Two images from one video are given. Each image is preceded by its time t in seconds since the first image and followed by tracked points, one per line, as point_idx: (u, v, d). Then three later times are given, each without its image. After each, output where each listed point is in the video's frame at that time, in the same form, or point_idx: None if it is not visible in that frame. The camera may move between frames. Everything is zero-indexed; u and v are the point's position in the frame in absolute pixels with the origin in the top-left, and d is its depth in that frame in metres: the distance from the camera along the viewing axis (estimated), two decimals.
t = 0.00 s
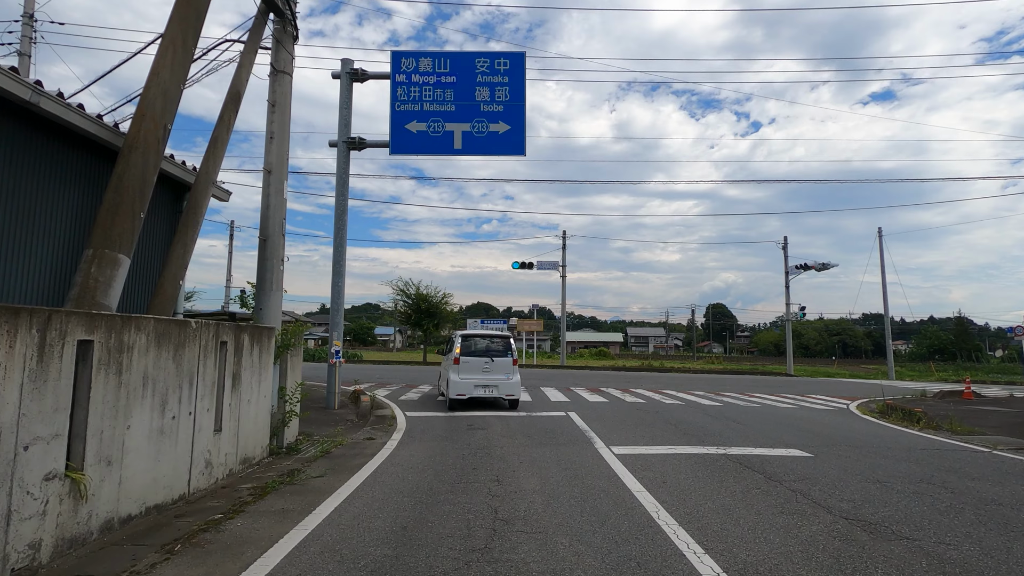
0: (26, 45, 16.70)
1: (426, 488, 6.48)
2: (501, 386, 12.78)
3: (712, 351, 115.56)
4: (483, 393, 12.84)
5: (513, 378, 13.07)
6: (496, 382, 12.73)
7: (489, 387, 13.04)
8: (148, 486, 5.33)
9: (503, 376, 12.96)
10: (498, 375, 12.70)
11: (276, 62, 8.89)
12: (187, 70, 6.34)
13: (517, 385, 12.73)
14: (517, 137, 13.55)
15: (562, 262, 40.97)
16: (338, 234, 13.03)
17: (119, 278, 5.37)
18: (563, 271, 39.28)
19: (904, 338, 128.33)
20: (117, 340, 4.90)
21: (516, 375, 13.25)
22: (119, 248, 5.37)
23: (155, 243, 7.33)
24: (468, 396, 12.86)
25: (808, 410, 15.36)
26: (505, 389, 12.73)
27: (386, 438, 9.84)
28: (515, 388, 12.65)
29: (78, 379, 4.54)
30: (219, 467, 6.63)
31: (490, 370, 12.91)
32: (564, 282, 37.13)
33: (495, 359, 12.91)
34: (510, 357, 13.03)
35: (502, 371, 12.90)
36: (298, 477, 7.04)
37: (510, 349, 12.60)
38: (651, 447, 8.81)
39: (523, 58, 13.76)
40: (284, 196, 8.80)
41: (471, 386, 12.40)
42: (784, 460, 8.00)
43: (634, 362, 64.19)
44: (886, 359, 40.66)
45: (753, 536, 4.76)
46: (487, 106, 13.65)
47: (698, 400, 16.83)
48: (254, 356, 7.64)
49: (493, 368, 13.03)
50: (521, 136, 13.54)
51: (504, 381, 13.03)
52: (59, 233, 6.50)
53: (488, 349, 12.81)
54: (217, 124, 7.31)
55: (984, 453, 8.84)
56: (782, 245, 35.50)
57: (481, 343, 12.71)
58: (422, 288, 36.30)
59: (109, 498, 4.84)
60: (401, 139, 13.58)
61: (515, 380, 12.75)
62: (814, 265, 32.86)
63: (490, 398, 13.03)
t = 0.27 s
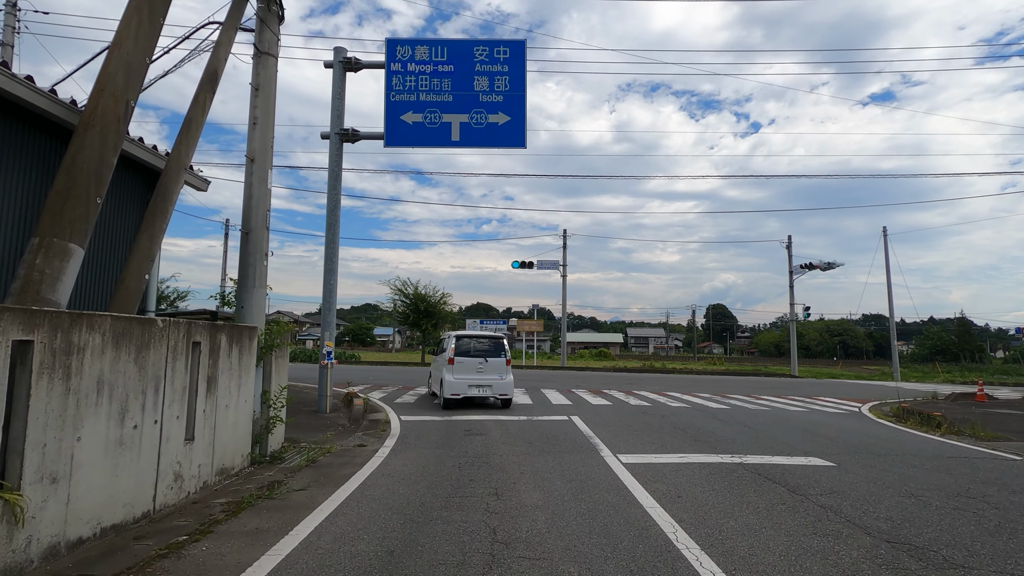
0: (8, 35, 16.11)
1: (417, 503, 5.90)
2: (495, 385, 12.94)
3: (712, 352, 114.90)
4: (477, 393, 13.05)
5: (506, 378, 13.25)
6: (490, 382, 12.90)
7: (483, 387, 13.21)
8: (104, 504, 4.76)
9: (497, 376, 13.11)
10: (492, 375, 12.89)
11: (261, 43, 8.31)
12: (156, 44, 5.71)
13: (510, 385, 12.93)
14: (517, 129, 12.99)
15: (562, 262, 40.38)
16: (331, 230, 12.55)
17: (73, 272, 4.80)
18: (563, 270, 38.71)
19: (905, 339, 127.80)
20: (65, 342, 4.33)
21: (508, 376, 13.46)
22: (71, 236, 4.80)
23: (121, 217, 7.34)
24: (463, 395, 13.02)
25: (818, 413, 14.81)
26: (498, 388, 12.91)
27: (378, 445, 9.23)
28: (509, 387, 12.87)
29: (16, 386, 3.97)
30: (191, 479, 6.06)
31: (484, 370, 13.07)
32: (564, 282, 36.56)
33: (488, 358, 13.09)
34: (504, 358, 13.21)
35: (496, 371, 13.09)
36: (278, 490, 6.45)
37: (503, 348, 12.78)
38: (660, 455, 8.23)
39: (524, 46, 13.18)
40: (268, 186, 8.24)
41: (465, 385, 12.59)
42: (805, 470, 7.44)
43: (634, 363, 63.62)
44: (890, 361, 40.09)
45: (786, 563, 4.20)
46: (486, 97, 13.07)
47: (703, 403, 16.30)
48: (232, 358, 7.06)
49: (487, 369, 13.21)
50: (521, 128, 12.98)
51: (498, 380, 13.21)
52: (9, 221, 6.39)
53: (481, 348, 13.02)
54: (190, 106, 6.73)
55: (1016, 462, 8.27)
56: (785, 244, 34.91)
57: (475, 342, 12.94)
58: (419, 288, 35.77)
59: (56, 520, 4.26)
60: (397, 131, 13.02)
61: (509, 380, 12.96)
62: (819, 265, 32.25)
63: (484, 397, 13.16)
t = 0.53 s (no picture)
0: None
1: (407, 525, 5.20)
2: (486, 384, 13.19)
3: (714, 353, 114.18)
4: (469, 391, 13.28)
5: (498, 378, 13.54)
6: (481, 381, 13.17)
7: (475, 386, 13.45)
8: (36, 531, 4.07)
9: (488, 376, 13.38)
10: (485, 373, 13.17)
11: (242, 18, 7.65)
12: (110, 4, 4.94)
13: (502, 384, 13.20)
14: (519, 118, 12.32)
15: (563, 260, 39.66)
16: (322, 223, 12.06)
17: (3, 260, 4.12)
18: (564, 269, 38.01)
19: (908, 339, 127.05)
20: None
21: (499, 375, 13.74)
22: None
23: (68, 203, 7.99)
24: (455, 394, 13.18)
25: (833, 417, 14.15)
26: (490, 387, 13.17)
27: (368, 454, 8.53)
28: (500, 385, 13.12)
29: None
30: (152, 496, 5.39)
31: (476, 370, 13.33)
32: (565, 280, 35.86)
33: (480, 358, 13.40)
34: (495, 357, 13.49)
35: (488, 370, 13.42)
36: (251, 507, 5.76)
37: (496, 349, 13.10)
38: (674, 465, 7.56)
39: (525, 30, 12.49)
40: (247, 172, 7.55)
41: (457, 384, 12.81)
42: (834, 483, 6.77)
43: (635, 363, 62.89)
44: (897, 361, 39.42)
45: None
46: (485, 84, 12.39)
47: (712, 405, 15.65)
48: (203, 360, 6.38)
49: (479, 368, 13.46)
50: (523, 116, 12.32)
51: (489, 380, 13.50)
52: None
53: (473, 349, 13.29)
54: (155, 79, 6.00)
55: None
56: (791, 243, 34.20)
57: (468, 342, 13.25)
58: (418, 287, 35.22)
59: None
60: (391, 120, 12.37)
61: (500, 378, 13.26)
62: (826, 263, 31.56)
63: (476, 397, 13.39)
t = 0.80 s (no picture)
0: None
1: (390, 555, 4.42)
2: (476, 382, 13.23)
3: (715, 352, 113.41)
4: (460, 389, 13.31)
5: (487, 376, 13.52)
6: (472, 379, 13.21)
7: (464, 384, 13.34)
8: None
9: (478, 374, 13.36)
10: (475, 371, 13.21)
11: None
12: None
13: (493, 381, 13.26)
14: (519, 102, 11.58)
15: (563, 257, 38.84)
16: (311, 214, 11.39)
17: None
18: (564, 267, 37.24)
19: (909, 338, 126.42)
20: None
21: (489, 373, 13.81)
22: None
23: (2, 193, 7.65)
24: (445, 391, 13.07)
25: (853, 419, 13.36)
26: (480, 385, 13.21)
27: (355, 464, 7.73)
28: (491, 384, 13.10)
29: None
30: (93, 520, 4.63)
31: (467, 367, 13.28)
32: (566, 278, 35.06)
33: (471, 356, 13.38)
34: (485, 355, 13.54)
35: (479, 369, 13.41)
36: (211, 531, 4.97)
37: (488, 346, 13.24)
38: (692, 477, 6.80)
39: (526, 9, 11.72)
40: (218, 151, 6.77)
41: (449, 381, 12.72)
42: (874, 498, 6.02)
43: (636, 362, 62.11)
44: (905, 360, 38.60)
45: None
46: (484, 66, 11.63)
47: (723, 407, 14.87)
48: (162, 361, 5.61)
49: (469, 366, 13.42)
50: (524, 100, 11.57)
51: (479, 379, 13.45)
52: None
53: (464, 347, 13.27)
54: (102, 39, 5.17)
55: None
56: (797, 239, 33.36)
57: (461, 339, 13.23)
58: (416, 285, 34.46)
59: None
60: (384, 104, 11.61)
61: (490, 376, 13.33)
62: (834, 260, 30.73)
63: (465, 395, 13.28)
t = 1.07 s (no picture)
0: None
1: None
2: (462, 381, 13.46)
3: (716, 351, 112.61)
4: (445, 387, 13.51)
5: (473, 375, 13.73)
6: (458, 377, 13.44)
7: (449, 382, 13.53)
8: None
9: (464, 373, 13.56)
10: (461, 370, 13.43)
11: None
12: None
13: (479, 380, 13.51)
14: (520, 83, 10.72)
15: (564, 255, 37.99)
16: (295, 205, 10.57)
17: None
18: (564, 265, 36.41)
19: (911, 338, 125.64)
20: None
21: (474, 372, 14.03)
22: None
23: None
24: (430, 390, 13.22)
25: (876, 425, 12.50)
26: (466, 383, 13.45)
27: (335, 480, 6.86)
28: (476, 383, 13.36)
29: None
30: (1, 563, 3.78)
31: (452, 366, 13.50)
32: (567, 277, 34.22)
33: (457, 355, 13.58)
34: (471, 354, 13.79)
35: (464, 368, 13.62)
36: (147, 572, 4.12)
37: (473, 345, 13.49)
38: (717, 495, 5.98)
39: None
40: (175, 124, 5.91)
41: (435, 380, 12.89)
42: (934, 524, 5.18)
43: (637, 362, 61.29)
44: (914, 360, 37.73)
45: None
46: (481, 44, 10.76)
47: (736, 411, 14.02)
48: (101, 365, 4.75)
49: (454, 365, 13.61)
50: (524, 82, 10.71)
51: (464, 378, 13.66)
52: None
53: (450, 347, 13.48)
54: None
55: None
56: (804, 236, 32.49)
57: (447, 338, 13.45)
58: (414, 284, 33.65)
59: None
60: (373, 85, 10.77)
61: (476, 375, 13.58)
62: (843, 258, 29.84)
63: (451, 393, 13.47)
